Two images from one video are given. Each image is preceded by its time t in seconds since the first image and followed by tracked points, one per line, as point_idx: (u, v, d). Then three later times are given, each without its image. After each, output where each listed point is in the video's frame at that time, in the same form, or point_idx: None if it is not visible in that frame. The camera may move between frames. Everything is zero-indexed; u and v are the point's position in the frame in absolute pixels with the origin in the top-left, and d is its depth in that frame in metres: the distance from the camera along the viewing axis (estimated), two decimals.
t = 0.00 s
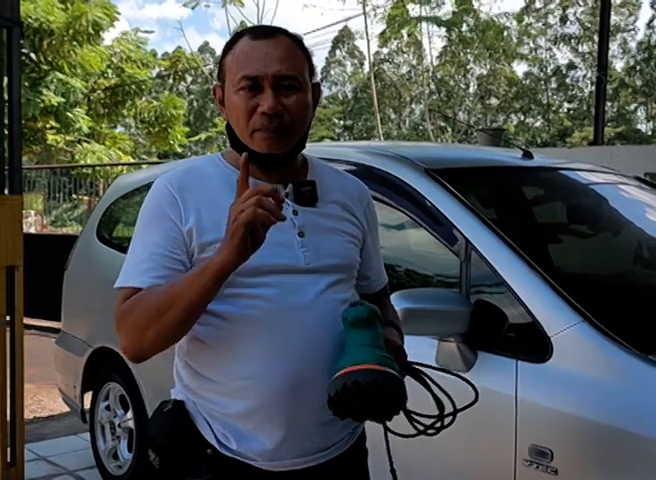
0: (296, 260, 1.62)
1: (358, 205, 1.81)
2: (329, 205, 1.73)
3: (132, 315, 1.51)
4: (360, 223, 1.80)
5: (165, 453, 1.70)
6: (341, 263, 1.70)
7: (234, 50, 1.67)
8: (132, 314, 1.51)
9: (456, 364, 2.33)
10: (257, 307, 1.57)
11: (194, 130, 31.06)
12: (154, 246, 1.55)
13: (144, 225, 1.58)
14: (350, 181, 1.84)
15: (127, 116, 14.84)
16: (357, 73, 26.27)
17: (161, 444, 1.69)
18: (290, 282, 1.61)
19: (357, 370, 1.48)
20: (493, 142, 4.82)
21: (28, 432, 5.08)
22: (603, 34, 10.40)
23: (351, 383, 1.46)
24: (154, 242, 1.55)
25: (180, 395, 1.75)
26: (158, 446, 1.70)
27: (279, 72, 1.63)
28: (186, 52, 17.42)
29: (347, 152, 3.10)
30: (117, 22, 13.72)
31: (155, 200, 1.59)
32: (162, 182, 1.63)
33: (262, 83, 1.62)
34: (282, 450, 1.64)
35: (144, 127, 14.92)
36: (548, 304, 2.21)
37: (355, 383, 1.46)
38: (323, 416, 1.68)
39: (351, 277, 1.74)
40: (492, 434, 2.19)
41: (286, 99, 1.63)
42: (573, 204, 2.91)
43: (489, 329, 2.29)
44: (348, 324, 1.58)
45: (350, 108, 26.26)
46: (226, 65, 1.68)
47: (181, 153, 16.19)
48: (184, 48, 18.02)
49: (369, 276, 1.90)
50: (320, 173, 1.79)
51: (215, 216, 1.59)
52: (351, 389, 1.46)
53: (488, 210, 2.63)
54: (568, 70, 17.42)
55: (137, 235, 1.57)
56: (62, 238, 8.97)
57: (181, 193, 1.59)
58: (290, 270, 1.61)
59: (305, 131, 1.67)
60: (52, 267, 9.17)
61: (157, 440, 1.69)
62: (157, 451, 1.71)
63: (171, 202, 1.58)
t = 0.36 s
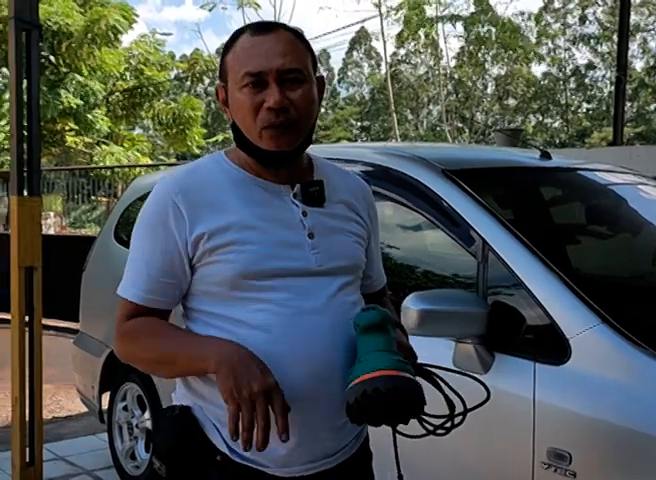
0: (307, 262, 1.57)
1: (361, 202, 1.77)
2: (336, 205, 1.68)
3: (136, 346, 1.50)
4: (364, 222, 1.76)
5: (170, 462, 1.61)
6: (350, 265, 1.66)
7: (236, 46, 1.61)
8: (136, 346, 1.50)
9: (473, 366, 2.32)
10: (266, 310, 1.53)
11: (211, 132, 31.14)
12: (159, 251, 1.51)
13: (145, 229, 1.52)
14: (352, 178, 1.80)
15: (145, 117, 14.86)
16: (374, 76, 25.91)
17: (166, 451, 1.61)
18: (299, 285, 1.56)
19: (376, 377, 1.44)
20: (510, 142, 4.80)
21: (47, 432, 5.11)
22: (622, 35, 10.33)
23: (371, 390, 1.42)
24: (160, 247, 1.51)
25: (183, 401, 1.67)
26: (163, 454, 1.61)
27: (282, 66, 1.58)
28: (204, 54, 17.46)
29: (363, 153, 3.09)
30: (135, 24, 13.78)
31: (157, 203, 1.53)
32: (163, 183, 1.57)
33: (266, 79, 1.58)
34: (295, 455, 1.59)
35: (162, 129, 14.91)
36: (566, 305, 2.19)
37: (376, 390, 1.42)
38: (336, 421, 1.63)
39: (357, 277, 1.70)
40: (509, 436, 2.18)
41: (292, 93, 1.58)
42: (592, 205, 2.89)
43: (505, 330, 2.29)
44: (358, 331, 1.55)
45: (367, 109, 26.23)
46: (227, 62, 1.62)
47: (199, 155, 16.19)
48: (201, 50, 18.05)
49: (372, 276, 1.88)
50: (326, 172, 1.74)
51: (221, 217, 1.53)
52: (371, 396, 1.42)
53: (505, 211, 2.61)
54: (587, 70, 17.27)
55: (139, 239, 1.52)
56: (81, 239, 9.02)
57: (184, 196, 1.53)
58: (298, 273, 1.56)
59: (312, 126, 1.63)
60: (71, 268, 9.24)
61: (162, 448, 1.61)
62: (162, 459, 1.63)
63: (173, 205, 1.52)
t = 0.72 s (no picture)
0: (304, 261, 1.56)
1: (358, 203, 1.76)
2: (332, 205, 1.67)
3: (136, 349, 1.47)
4: (360, 222, 1.75)
5: (166, 470, 1.58)
6: (348, 264, 1.65)
7: (224, 48, 1.59)
8: (137, 348, 1.47)
9: (488, 367, 2.30)
10: (262, 311, 1.52)
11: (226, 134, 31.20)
12: (153, 251, 1.49)
13: (139, 231, 1.50)
14: (347, 179, 1.80)
15: (161, 118, 14.92)
16: (388, 77, 25.88)
17: (162, 458, 1.57)
18: (298, 284, 1.55)
19: (376, 375, 1.41)
20: (526, 141, 4.78)
21: (64, 432, 5.15)
22: (640, 33, 10.26)
23: (371, 388, 1.39)
24: (154, 248, 1.49)
25: (180, 406, 1.65)
26: (159, 462, 1.57)
27: (272, 68, 1.56)
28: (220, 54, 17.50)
29: (378, 153, 3.08)
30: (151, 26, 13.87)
31: (151, 205, 1.52)
32: (157, 185, 1.55)
33: (256, 82, 1.56)
34: (293, 459, 1.57)
35: (178, 130, 14.97)
36: (583, 306, 2.18)
37: (376, 388, 1.39)
38: (337, 423, 1.63)
39: (354, 277, 1.69)
40: (525, 437, 2.16)
41: (282, 95, 1.57)
42: (608, 205, 2.88)
43: (522, 331, 2.28)
44: (358, 329, 1.53)
45: (383, 110, 26.19)
46: (216, 65, 1.60)
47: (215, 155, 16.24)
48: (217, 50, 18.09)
49: (370, 278, 1.85)
50: (321, 173, 1.74)
51: (216, 217, 1.52)
52: (371, 395, 1.39)
53: (520, 211, 2.60)
54: (605, 69, 17.17)
55: (132, 239, 1.51)
56: (97, 240, 9.03)
57: (179, 196, 1.52)
58: (296, 272, 1.55)
59: (305, 125, 1.62)
60: (88, 270, 9.24)
61: (159, 452, 1.57)
62: (157, 466, 1.59)
63: (168, 205, 1.51)
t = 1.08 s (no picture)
0: (313, 262, 1.56)
1: (369, 204, 1.75)
2: (341, 204, 1.67)
3: (143, 349, 1.48)
4: (371, 222, 1.75)
5: (175, 471, 1.58)
6: (358, 265, 1.65)
7: (233, 48, 1.60)
8: (144, 349, 1.48)
9: (508, 369, 2.29)
10: (270, 311, 1.52)
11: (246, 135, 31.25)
12: (161, 250, 1.50)
13: (148, 230, 1.51)
14: (356, 179, 1.79)
15: (182, 120, 14.98)
16: (408, 77, 25.83)
17: (172, 460, 1.57)
18: (307, 283, 1.56)
19: (380, 373, 1.39)
20: (547, 141, 4.74)
21: (85, 432, 5.18)
22: None
23: (374, 387, 1.38)
24: (163, 247, 1.50)
25: (189, 408, 1.65)
26: (169, 463, 1.57)
27: (280, 67, 1.56)
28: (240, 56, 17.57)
29: (397, 154, 3.07)
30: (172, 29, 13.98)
31: (159, 203, 1.53)
32: (165, 185, 1.56)
33: (264, 81, 1.56)
34: (303, 459, 1.57)
35: (199, 132, 15.04)
36: (606, 308, 2.18)
37: (379, 387, 1.38)
38: (347, 424, 1.62)
39: (364, 278, 1.69)
40: (543, 439, 2.15)
41: (291, 94, 1.57)
42: (630, 206, 2.86)
43: (543, 332, 2.26)
44: (367, 329, 1.52)
45: (403, 110, 26.07)
46: (225, 64, 1.61)
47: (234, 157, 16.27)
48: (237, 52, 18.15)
49: (380, 279, 1.84)
50: (331, 172, 1.73)
51: (224, 217, 1.53)
52: (374, 394, 1.38)
53: (539, 211, 2.58)
54: (627, 68, 16.92)
55: (140, 237, 1.51)
56: (118, 240, 9.08)
57: (187, 195, 1.53)
58: (305, 272, 1.55)
59: (314, 125, 1.62)
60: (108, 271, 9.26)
61: (169, 454, 1.57)
62: (167, 468, 1.59)
63: (175, 204, 1.52)
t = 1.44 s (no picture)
0: (329, 261, 1.56)
1: (388, 204, 1.74)
2: (360, 204, 1.66)
3: (161, 348, 1.49)
4: (390, 222, 1.74)
5: (193, 468, 1.59)
6: (376, 265, 1.64)
7: (252, 49, 1.60)
8: (161, 348, 1.49)
9: (525, 368, 2.27)
10: (286, 310, 1.52)
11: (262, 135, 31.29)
12: (179, 250, 1.50)
13: (167, 230, 1.52)
14: (376, 179, 1.78)
15: (200, 121, 15.08)
16: (426, 76, 25.83)
17: (189, 457, 1.58)
18: (324, 283, 1.55)
19: (393, 361, 1.39)
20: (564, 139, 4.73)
21: (103, 430, 5.21)
22: None
23: (387, 375, 1.38)
24: (181, 246, 1.50)
25: (207, 404, 1.65)
26: (187, 459, 1.58)
27: (299, 66, 1.56)
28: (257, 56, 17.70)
29: (414, 153, 3.06)
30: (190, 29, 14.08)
31: (178, 204, 1.53)
32: (184, 185, 1.56)
33: (283, 80, 1.56)
34: (317, 457, 1.57)
35: (217, 132, 15.15)
36: (622, 308, 2.16)
37: (392, 375, 1.37)
38: (363, 423, 1.62)
39: (382, 278, 1.67)
40: (561, 438, 2.13)
41: (309, 94, 1.57)
42: (649, 205, 2.83)
43: (559, 332, 2.26)
44: (382, 318, 1.51)
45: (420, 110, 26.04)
46: (245, 65, 1.61)
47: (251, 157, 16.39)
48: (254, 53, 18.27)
49: (401, 278, 1.83)
50: (349, 171, 1.72)
51: (242, 216, 1.53)
52: (387, 382, 1.37)
53: (556, 210, 2.56)
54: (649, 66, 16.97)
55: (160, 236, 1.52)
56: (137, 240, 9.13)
57: (205, 194, 1.53)
58: (322, 271, 1.55)
59: (333, 125, 1.61)
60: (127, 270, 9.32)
61: (187, 450, 1.57)
62: (185, 464, 1.59)
63: (194, 204, 1.52)
